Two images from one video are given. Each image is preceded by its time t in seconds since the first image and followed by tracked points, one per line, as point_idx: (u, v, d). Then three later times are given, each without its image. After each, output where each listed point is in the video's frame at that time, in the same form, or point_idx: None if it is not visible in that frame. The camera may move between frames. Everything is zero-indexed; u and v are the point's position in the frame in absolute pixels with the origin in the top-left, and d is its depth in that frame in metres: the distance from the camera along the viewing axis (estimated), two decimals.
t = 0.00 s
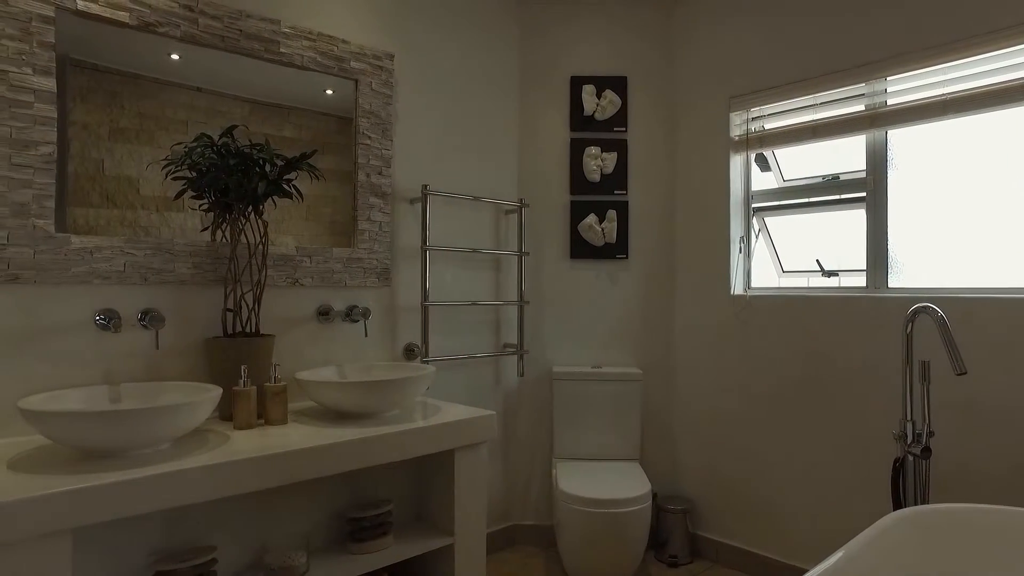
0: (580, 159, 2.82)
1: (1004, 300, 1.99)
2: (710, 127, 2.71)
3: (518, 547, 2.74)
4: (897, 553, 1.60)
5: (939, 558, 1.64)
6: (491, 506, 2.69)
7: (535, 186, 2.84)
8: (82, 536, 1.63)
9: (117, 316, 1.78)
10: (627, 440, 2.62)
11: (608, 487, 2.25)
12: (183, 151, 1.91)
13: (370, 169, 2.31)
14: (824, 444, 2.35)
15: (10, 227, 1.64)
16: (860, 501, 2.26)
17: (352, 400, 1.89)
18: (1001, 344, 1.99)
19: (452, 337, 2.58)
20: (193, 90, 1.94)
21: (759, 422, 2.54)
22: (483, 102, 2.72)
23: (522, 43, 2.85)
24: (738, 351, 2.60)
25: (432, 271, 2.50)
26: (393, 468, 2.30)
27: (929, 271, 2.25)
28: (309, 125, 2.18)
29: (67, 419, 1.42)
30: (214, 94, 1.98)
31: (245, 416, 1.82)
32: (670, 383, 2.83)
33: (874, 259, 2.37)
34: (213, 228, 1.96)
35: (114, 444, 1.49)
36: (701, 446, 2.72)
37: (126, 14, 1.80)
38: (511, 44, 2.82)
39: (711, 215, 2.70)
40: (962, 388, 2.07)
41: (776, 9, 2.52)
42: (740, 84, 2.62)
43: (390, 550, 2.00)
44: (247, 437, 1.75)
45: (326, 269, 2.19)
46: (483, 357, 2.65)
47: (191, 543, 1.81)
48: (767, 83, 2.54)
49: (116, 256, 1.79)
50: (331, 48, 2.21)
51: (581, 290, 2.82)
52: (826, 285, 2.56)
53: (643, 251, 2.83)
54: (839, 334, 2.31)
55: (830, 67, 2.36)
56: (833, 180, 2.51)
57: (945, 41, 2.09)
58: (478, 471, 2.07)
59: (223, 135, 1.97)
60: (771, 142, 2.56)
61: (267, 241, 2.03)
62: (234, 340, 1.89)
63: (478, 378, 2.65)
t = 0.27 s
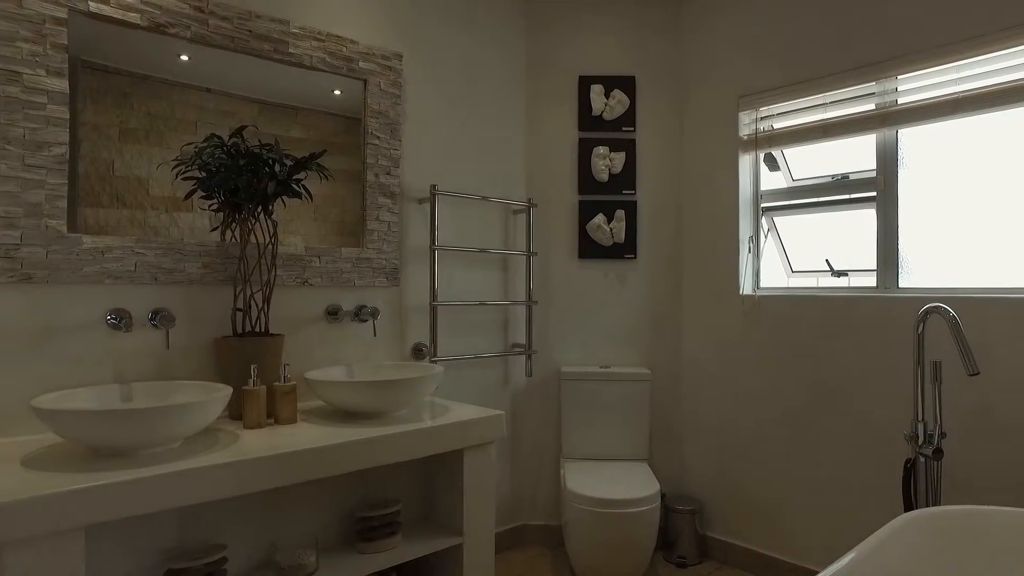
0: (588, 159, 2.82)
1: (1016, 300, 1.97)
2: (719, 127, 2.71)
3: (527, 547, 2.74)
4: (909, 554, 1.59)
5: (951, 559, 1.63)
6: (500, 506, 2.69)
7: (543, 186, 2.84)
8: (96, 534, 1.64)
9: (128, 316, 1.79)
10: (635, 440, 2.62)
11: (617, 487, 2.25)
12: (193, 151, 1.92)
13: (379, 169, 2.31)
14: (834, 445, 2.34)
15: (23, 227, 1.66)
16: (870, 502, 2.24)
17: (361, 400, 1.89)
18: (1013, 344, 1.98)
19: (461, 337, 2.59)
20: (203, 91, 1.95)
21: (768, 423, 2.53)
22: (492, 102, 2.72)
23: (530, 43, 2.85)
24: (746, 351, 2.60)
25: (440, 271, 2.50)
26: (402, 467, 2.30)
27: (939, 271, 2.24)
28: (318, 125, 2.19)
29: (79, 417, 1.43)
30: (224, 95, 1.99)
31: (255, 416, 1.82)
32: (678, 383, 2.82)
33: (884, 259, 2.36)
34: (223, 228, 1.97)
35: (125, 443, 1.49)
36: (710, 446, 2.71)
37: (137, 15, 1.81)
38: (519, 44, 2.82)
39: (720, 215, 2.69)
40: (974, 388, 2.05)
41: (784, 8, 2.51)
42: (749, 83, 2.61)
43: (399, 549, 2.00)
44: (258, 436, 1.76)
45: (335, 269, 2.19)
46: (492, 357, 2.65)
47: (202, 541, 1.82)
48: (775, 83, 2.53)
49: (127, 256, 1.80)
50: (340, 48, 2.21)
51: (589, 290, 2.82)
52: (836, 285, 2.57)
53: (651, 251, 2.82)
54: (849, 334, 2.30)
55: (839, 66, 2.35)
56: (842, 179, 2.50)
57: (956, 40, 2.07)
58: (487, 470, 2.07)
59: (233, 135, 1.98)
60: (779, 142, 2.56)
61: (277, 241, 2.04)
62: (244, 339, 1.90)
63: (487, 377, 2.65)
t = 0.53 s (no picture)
0: (598, 159, 2.81)
1: None
2: (729, 126, 2.70)
3: (537, 547, 2.74)
4: (923, 557, 1.57)
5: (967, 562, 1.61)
6: (509, 506, 2.69)
7: (553, 186, 2.84)
8: (110, 532, 1.65)
9: (141, 316, 1.80)
10: (645, 441, 2.61)
11: (627, 488, 2.24)
12: (205, 152, 1.93)
13: (389, 169, 2.32)
14: (847, 446, 2.32)
15: (38, 228, 1.67)
16: (883, 504, 2.23)
17: (372, 400, 1.89)
18: None
19: (471, 337, 2.59)
20: (214, 91, 1.96)
21: (779, 424, 2.51)
22: (501, 102, 2.72)
23: (540, 43, 2.85)
24: (757, 352, 2.58)
25: (450, 271, 2.50)
26: (412, 467, 2.30)
27: (953, 271, 2.22)
28: (329, 126, 2.20)
29: (93, 416, 1.44)
30: (236, 96, 2.00)
31: (266, 416, 1.83)
32: (688, 384, 2.81)
33: (897, 259, 2.34)
34: (234, 228, 1.97)
35: (138, 442, 1.50)
36: (721, 447, 2.70)
37: (150, 17, 1.82)
38: (529, 45, 2.82)
39: (730, 215, 2.68)
40: (989, 389, 2.03)
41: (795, 7, 2.50)
42: (759, 82, 2.60)
43: (410, 549, 2.00)
44: (269, 435, 1.76)
45: (346, 269, 2.20)
46: (502, 357, 2.65)
47: (215, 540, 1.83)
48: (786, 82, 2.52)
49: (140, 256, 1.81)
50: (351, 49, 2.22)
51: (598, 290, 2.81)
52: (848, 285, 2.56)
53: (661, 251, 2.82)
54: (861, 335, 2.28)
55: (851, 65, 2.34)
56: (854, 179, 2.48)
57: (969, 37, 2.05)
58: (497, 471, 2.07)
59: (244, 136, 1.99)
60: (791, 141, 2.55)
61: (288, 241, 2.05)
62: (255, 339, 1.90)
63: (497, 377, 2.65)
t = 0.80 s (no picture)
0: (607, 159, 2.80)
1: None
2: (739, 126, 2.68)
3: (546, 547, 2.74)
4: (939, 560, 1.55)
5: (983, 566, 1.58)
6: (518, 506, 2.69)
7: (561, 186, 2.83)
8: (121, 530, 1.66)
9: (151, 315, 1.80)
10: (654, 441, 2.60)
11: (636, 488, 2.23)
12: (215, 152, 1.93)
13: (398, 169, 2.32)
14: (858, 448, 2.30)
15: (50, 228, 1.68)
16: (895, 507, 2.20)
17: (381, 399, 1.89)
18: None
19: (480, 337, 2.59)
20: (223, 92, 1.97)
21: (789, 425, 2.49)
22: (510, 102, 2.71)
23: (549, 43, 2.84)
24: (767, 352, 2.57)
25: (459, 270, 2.50)
26: (422, 467, 2.30)
27: (966, 271, 2.19)
28: (338, 126, 2.20)
29: (104, 415, 1.44)
30: (246, 96, 2.01)
31: (276, 416, 1.83)
32: (698, 385, 2.80)
33: (909, 259, 2.32)
34: (243, 228, 1.98)
35: (148, 441, 1.50)
36: (730, 448, 2.69)
37: (160, 17, 1.83)
38: (538, 44, 2.82)
39: (740, 214, 2.67)
40: (1003, 391, 2.01)
41: (805, 5, 2.48)
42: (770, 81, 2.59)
43: (419, 548, 2.00)
44: (279, 435, 1.76)
45: (355, 269, 2.20)
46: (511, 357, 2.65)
47: (225, 539, 1.83)
48: (797, 81, 2.50)
49: (150, 256, 1.82)
50: (359, 49, 2.22)
51: (607, 290, 2.80)
52: (859, 285, 2.55)
53: (670, 251, 2.80)
54: (873, 335, 2.26)
55: (862, 63, 2.32)
56: (865, 178, 2.46)
57: (983, 34, 2.03)
58: (506, 471, 2.07)
59: (253, 137, 1.99)
60: (801, 140, 2.53)
61: (297, 241, 2.05)
62: (265, 339, 1.91)
63: (506, 377, 2.65)
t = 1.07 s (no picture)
0: (615, 159, 2.80)
1: None
2: (747, 125, 2.67)
3: (553, 548, 2.73)
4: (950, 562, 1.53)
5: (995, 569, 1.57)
6: (526, 506, 2.68)
7: (568, 186, 2.83)
8: (130, 529, 1.67)
9: (160, 316, 1.81)
10: (661, 442, 2.59)
11: (643, 489, 2.22)
12: (223, 153, 1.94)
13: (405, 170, 2.32)
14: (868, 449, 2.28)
15: (61, 229, 1.69)
16: (905, 509, 2.18)
17: (388, 400, 1.89)
18: None
19: (487, 337, 2.59)
20: (231, 93, 1.97)
21: (798, 427, 2.48)
22: (517, 101, 2.71)
23: (556, 43, 2.84)
24: (775, 353, 2.55)
25: (467, 270, 2.50)
26: (429, 467, 2.30)
27: (977, 271, 2.17)
28: (345, 127, 2.20)
29: (113, 415, 1.45)
30: (254, 97, 2.01)
31: (283, 416, 1.84)
32: (705, 385, 2.79)
33: (919, 259, 2.31)
34: (251, 229, 1.98)
35: (157, 441, 1.51)
36: (738, 450, 2.67)
37: (168, 19, 1.84)
38: (545, 44, 2.82)
39: (748, 215, 2.66)
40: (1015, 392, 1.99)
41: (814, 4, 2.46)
42: (778, 80, 2.57)
43: (426, 549, 2.00)
44: (287, 435, 1.77)
45: (362, 269, 2.20)
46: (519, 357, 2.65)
47: (233, 538, 1.84)
48: (805, 80, 2.49)
49: (159, 256, 1.83)
50: (366, 49, 2.22)
51: (614, 291, 2.79)
52: (869, 285, 2.50)
53: (678, 251, 2.80)
54: (883, 336, 2.24)
55: (872, 62, 2.30)
56: (875, 178, 2.45)
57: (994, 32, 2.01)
58: (513, 472, 2.06)
59: (260, 138, 1.99)
60: (810, 139, 2.52)
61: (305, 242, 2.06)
62: (272, 339, 1.91)
63: (513, 378, 2.65)
